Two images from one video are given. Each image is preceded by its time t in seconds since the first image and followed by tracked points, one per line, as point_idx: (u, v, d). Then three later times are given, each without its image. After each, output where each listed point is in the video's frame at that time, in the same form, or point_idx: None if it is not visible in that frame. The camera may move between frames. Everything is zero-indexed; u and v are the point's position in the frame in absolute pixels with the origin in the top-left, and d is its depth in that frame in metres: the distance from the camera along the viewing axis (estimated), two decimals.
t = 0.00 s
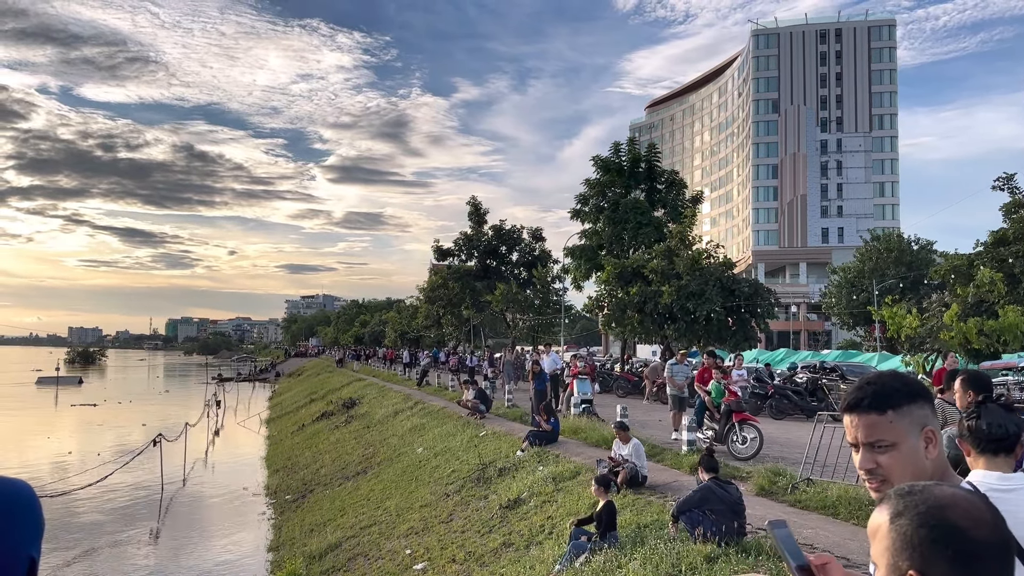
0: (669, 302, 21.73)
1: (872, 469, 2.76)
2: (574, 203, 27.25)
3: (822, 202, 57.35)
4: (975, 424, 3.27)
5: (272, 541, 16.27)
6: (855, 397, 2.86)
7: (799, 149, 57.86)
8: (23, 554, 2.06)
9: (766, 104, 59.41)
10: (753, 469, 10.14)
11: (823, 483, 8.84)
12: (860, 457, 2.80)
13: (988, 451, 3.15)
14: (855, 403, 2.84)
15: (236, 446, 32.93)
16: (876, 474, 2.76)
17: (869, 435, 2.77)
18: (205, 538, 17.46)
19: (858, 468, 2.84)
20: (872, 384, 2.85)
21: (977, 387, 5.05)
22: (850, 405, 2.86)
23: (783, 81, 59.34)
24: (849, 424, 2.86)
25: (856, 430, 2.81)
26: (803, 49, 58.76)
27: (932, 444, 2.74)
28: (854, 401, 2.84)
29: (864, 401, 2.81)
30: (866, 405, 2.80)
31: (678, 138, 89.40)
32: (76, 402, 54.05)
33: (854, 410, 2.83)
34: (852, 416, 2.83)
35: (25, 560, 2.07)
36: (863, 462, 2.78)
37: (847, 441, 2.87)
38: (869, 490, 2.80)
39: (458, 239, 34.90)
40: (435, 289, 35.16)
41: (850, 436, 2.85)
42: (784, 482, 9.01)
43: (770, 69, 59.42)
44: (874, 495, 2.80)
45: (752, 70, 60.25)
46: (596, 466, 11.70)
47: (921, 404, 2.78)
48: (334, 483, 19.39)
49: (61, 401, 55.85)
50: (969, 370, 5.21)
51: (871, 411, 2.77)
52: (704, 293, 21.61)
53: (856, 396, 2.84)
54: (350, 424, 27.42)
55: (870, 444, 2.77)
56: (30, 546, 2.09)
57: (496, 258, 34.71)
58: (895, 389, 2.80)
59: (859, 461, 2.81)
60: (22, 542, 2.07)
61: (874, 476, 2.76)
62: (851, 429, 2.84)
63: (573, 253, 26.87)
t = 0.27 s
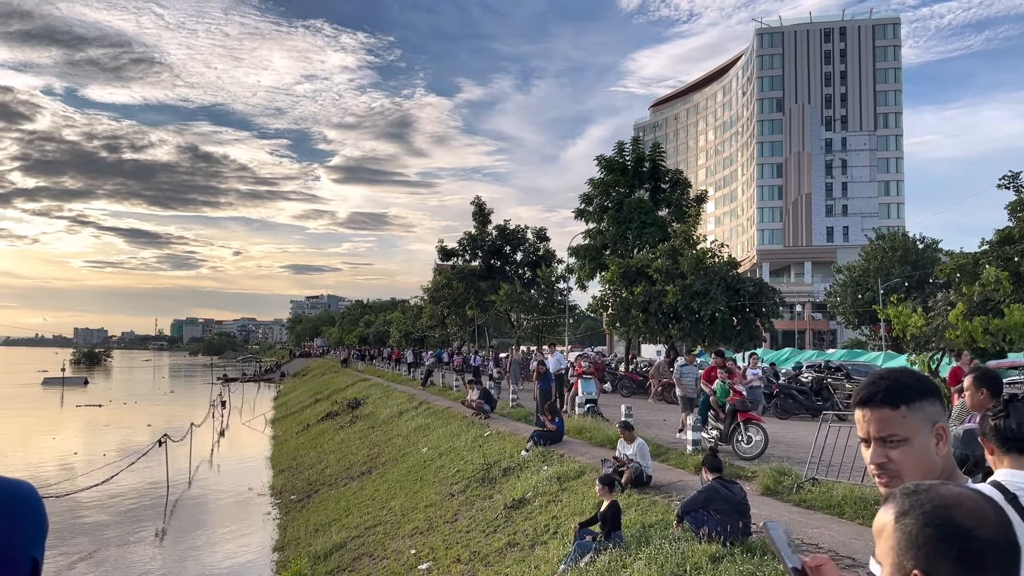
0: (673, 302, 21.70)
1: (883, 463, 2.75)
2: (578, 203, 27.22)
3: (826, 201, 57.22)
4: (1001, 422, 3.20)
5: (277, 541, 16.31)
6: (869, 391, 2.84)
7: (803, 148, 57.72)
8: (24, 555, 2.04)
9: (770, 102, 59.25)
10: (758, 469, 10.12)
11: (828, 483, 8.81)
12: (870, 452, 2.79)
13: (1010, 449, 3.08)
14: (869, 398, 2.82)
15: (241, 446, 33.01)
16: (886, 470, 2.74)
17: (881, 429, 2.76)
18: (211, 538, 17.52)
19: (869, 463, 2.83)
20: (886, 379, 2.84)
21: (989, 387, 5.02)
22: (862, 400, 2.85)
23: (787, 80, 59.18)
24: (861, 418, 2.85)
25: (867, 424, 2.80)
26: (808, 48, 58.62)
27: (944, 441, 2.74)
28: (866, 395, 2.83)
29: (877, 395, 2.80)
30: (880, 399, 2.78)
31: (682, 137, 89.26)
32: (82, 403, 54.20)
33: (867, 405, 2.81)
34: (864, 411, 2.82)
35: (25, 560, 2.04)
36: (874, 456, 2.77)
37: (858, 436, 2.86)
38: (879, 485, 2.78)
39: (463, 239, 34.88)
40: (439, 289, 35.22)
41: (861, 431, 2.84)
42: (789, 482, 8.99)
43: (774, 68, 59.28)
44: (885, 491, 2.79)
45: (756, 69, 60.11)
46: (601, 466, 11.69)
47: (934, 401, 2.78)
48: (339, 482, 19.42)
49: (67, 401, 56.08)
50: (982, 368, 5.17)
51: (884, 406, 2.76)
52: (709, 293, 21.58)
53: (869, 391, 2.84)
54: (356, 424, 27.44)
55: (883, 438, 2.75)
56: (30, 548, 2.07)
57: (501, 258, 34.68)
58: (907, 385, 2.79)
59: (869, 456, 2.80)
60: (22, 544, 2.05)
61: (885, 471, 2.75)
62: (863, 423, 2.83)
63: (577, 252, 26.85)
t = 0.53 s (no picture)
0: (680, 300, 21.62)
1: (894, 460, 2.74)
2: (585, 202, 27.21)
3: (834, 198, 56.96)
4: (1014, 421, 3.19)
5: (285, 539, 16.37)
6: (881, 387, 2.83)
7: (811, 146, 57.48)
8: (23, 557, 1.99)
9: (777, 100, 59.01)
10: (765, 467, 10.09)
11: (836, 481, 8.77)
12: (882, 448, 2.77)
13: None
14: (881, 393, 2.81)
15: (249, 445, 33.12)
16: (897, 466, 2.73)
17: (892, 425, 2.74)
18: (219, 537, 17.58)
19: (879, 459, 2.81)
20: (898, 375, 2.82)
21: (999, 384, 4.99)
22: (875, 395, 2.84)
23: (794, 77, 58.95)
24: (872, 414, 2.84)
25: (880, 420, 2.78)
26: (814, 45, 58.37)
27: (955, 438, 2.73)
28: (879, 391, 2.82)
29: (889, 391, 2.78)
30: (891, 395, 2.78)
31: (689, 136, 89.03)
32: (90, 402, 54.46)
33: (880, 401, 2.80)
34: (876, 407, 2.81)
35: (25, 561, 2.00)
36: (885, 453, 2.75)
37: (870, 432, 2.85)
38: (890, 482, 2.77)
39: (469, 238, 34.88)
40: (446, 288, 35.28)
41: (873, 427, 2.82)
42: (796, 480, 8.95)
43: (781, 65, 59.03)
44: (894, 487, 2.78)
45: (763, 67, 59.89)
46: (608, 464, 11.68)
47: (946, 398, 2.76)
48: (346, 481, 19.46)
49: (76, 401, 56.41)
50: (992, 364, 5.14)
51: (896, 402, 2.75)
52: (715, 291, 21.50)
53: (882, 387, 2.82)
54: (363, 423, 27.51)
55: (894, 434, 2.74)
56: (30, 548, 2.02)
57: (507, 256, 34.66)
58: (920, 381, 2.78)
59: (880, 452, 2.79)
60: (23, 543, 2.00)
61: (896, 468, 2.74)
62: (875, 419, 2.81)
63: (584, 251, 26.81)
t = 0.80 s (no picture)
0: (691, 298, 21.52)
1: (901, 457, 2.72)
2: (594, 199, 27.19)
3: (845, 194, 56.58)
4: None
5: (297, 537, 16.44)
6: (887, 384, 2.81)
7: (822, 142, 57.08)
8: (28, 549, 1.98)
9: (788, 96, 58.59)
10: (776, 465, 10.04)
11: (847, 479, 8.73)
12: (888, 445, 2.76)
13: None
14: (887, 390, 2.79)
15: (261, 443, 33.28)
16: (903, 463, 2.71)
17: (899, 422, 2.72)
18: (231, 534, 17.67)
19: (886, 456, 2.80)
20: (906, 372, 2.79)
21: (1012, 381, 4.93)
22: (882, 392, 2.81)
23: (805, 73, 58.57)
24: (880, 410, 2.81)
25: (886, 417, 2.77)
26: (825, 41, 57.92)
27: (964, 434, 2.71)
28: (885, 387, 2.79)
29: (896, 388, 2.76)
30: (898, 392, 2.75)
31: (699, 132, 88.62)
32: (103, 401, 54.83)
33: (886, 397, 2.78)
34: (882, 403, 2.79)
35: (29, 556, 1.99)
36: (891, 450, 2.74)
37: (876, 429, 2.83)
38: (896, 478, 2.76)
39: (478, 236, 34.91)
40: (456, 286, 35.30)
41: (879, 423, 2.80)
42: (808, 477, 8.91)
43: (792, 61, 58.59)
44: (901, 484, 2.76)
45: (774, 63, 59.48)
46: (618, 462, 11.66)
47: (954, 393, 2.74)
48: (357, 479, 19.54)
49: (89, 399, 56.83)
50: (1005, 361, 5.09)
51: (902, 399, 2.73)
52: (726, 288, 21.41)
53: (888, 383, 2.79)
54: (373, 421, 27.58)
55: (900, 432, 2.72)
56: (35, 542, 2.01)
57: (517, 254, 34.63)
58: (928, 377, 2.75)
59: (887, 449, 2.77)
60: (27, 537, 1.99)
61: (902, 465, 2.72)
62: (882, 416, 2.79)
63: (594, 248, 26.76)
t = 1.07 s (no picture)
0: (705, 293, 21.40)
1: (912, 452, 2.69)
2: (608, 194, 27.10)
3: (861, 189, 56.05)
4: None
5: (312, 532, 16.53)
6: (899, 378, 2.78)
7: (838, 136, 56.53)
8: (55, 542, 1.96)
9: (804, 90, 58.01)
10: (791, 461, 9.98)
11: (863, 475, 8.64)
12: (899, 440, 2.73)
13: None
14: (898, 385, 2.76)
15: (276, 439, 33.51)
16: (915, 458, 2.69)
17: (910, 416, 2.69)
18: (248, 529, 17.79)
19: (897, 450, 2.77)
20: (917, 366, 2.77)
21: None
22: (892, 386, 2.79)
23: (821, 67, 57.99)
24: (891, 405, 2.78)
25: (897, 411, 2.74)
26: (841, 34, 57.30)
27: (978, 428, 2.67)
28: (896, 382, 2.77)
29: (906, 381, 2.73)
30: (909, 385, 2.72)
31: (713, 127, 88.04)
32: (121, 397, 55.38)
33: (897, 391, 2.75)
34: (893, 398, 2.76)
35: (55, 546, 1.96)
36: (902, 444, 2.71)
37: (888, 424, 2.80)
38: (908, 473, 2.72)
39: (492, 232, 34.88)
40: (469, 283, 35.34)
41: (891, 418, 2.78)
42: (824, 474, 8.84)
43: (807, 55, 58.00)
44: (912, 479, 2.73)
45: (788, 57, 58.91)
46: (632, 458, 11.62)
47: (967, 385, 2.71)
48: (372, 475, 19.62)
49: (107, 396, 57.39)
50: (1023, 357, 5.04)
51: (914, 393, 2.70)
52: (741, 284, 21.29)
53: (898, 377, 2.77)
54: (387, 417, 27.67)
55: (912, 426, 2.69)
56: (59, 533, 1.98)
57: (530, 250, 34.58)
58: (939, 371, 2.73)
59: (898, 444, 2.74)
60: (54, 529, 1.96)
61: (914, 459, 2.69)
62: (892, 410, 2.76)
63: (607, 244, 26.69)
